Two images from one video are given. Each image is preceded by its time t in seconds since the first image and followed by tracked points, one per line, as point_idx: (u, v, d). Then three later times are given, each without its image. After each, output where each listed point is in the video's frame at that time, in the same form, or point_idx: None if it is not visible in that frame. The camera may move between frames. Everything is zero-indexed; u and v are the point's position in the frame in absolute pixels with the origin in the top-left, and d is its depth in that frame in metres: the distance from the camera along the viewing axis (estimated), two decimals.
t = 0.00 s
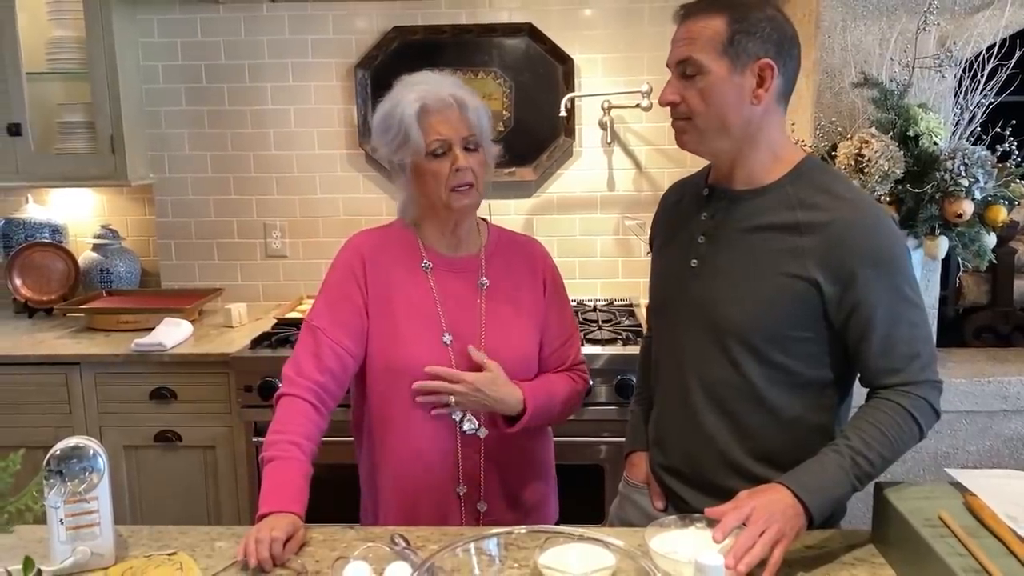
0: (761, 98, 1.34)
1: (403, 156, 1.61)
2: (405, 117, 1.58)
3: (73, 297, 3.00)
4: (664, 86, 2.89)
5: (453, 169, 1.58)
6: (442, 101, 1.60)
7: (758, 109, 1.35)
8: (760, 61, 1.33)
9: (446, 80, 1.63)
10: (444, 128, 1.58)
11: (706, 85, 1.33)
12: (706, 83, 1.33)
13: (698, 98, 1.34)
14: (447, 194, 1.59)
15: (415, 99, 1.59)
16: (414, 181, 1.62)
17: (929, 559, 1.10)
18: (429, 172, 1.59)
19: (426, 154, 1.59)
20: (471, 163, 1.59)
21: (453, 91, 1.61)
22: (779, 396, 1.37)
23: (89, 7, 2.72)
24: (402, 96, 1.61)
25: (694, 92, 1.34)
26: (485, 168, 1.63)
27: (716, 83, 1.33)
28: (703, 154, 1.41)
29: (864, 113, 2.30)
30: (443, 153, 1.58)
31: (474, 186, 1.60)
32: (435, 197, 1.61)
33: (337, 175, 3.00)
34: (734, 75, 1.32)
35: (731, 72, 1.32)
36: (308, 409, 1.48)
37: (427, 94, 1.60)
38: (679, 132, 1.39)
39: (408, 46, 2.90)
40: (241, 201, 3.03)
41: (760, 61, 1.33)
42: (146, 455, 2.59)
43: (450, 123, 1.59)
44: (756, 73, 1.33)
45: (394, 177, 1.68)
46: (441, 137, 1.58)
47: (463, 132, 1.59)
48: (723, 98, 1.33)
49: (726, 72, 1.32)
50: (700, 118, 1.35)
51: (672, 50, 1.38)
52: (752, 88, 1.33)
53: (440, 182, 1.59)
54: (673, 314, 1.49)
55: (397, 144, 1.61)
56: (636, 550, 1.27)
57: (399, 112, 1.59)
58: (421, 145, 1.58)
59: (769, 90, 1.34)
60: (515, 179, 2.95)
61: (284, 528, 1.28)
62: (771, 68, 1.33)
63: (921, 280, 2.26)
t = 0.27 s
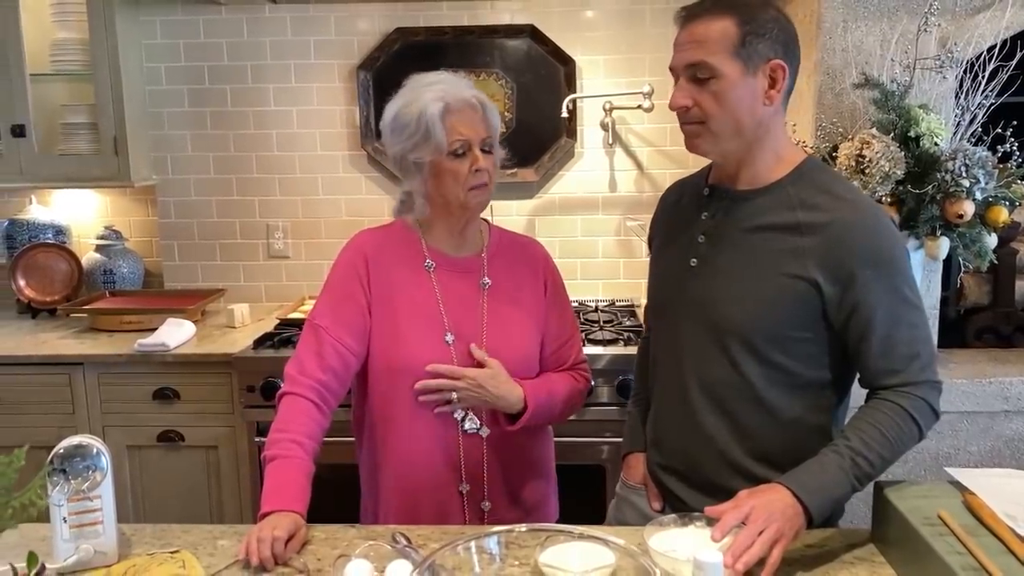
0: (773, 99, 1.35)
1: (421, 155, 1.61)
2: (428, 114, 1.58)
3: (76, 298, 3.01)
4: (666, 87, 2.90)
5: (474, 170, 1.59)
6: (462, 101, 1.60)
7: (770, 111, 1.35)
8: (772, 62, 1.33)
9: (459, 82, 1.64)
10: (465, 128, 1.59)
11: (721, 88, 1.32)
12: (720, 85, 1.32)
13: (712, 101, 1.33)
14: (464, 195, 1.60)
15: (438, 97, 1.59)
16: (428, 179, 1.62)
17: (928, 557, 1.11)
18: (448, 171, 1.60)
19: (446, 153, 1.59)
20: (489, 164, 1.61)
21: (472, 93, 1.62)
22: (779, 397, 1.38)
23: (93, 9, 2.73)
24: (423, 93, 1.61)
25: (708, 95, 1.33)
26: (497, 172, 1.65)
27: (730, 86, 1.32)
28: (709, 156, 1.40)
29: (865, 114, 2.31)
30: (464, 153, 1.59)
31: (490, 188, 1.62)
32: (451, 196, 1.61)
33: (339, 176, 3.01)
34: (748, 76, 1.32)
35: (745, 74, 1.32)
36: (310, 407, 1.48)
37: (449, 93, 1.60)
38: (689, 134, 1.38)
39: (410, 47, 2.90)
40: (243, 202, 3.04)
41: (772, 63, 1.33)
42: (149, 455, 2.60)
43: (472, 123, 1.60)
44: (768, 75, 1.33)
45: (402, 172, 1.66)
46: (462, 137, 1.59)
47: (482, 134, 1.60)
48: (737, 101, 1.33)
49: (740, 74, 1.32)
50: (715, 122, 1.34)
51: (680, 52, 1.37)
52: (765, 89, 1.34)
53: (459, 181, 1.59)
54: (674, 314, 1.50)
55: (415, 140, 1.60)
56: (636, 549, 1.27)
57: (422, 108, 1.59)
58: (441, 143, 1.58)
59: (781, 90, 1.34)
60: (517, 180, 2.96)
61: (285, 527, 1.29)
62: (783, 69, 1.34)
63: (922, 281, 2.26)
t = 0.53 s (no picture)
0: (776, 102, 1.35)
1: (431, 153, 1.61)
2: (441, 112, 1.58)
3: (80, 298, 3.02)
4: (668, 88, 2.90)
5: (483, 171, 1.60)
6: (474, 101, 1.61)
7: (773, 113, 1.36)
8: (775, 66, 1.34)
9: (468, 81, 1.64)
10: (476, 128, 1.59)
11: (726, 93, 1.33)
12: (725, 90, 1.33)
13: (717, 106, 1.33)
14: (472, 195, 1.61)
15: (451, 96, 1.59)
16: (437, 176, 1.62)
17: (927, 555, 1.11)
18: (458, 170, 1.60)
19: (457, 152, 1.59)
20: (497, 166, 1.62)
21: (483, 93, 1.63)
22: (778, 396, 1.38)
23: (97, 11, 2.74)
24: (436, 91, 1.61)
25: (713, 99, 1.33)
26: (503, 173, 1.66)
27: (734, 90, 1.32)
28: (711, 157, 1.40)
29: (866, 115, 2.31)
30: (474, 153, 1.60)
31: (496, 190, 1.63)
32: (459, 195, 1.62)
33: (342, 176, 3.02)
34: (752, 81, 1.33)
35: (749, 79, 1.33)
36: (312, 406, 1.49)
37: (461, 93, 1.60)
38: (694, 138, 1.38)
39: (412, 49, 2.91)
40: (246, 203, 3.05)
41: (774, 66, 1.34)
42: (152, 454, 2.61)
43: (482, 124, 1.60)
44: (770, 78, 1.34)
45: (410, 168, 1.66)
46: (473, 137, 1.59)
47: (491, 135, 1.61)
48: (741, 105, 1.33)
49: (744, 79, 1.32)
50: (721, 126, 1.35)
51: (682, 56, 1.36)
52: (768, 92, 1.35)
53: (468, 181, 1.60)
54: (675, 314, 1.50)
55: (427, 136, 1.60)
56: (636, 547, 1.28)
57: (435, 106, 1.59)
58: (453, 142, 1.59)
59: (784, 93, 1.35)
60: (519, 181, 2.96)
61: (288, 525, 1.29)
62: (785, 72, 1.35)
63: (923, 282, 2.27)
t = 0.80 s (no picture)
0: (774, 104, 1.36)
1: (409, 156, 1.63)
2: (415, 116, 1.61)
3: (84, 298, 3.04)
4: (669, 89, 2.91)
5: (456, 172, 1.61)
6: (451, 103, 1.62)
7: (770, 116, 1.37)
8: (772, 69, 1.35)
9: (456, 84, 1.66)
10: (449, 130, 1.60)
11: (723, 95, 1.33)
12: (723, 93, 1.33)
13: (714, 108, 1.34)
14: (449, 196, 1.62)
15: (426, 100, 1.61)
16: (417, 179, 1.65)
17: (926, 553, 1.12)
18: (433, 172, 1.62)
19: (431, 155, 1.61)
20: (474, 167, 1.62)
21: (463, 95, 1.63)
22: (776, 396, 1.39)
23: (101, 13, 2.76)
24: (413, 95, 1.63)
25: (711, 102, 1.34)
26: (488, 173, 1.65)
27: (732, 92, 1.33)
28: (709, 160, 1.41)
29: (867, 116, 2.32)
30: (448, 155, 1.61)
31: (475, 191, 1.63)
32: (437, 196, 1.63)
33: (344, 178, 3.03)
34: (750, 83, 1.34)
35: (746, 81, 1.34)
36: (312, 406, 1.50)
37: (436, 96, 1.62)
38: (692, 140, 1.39)
39: (415, 50, 2.92)
40: (250, 204, 3.06)
41: (772, 69, 1.35)
42: (156, 454, 2.62)
43: (457, 125, 1.61)
44: (768, 81, 1.35)
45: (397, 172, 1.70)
46: (446, 138, 1.60)
47: (468, 136, 1.61)
48: (738, 107, 1.34)
49: (741, 82, 1.33)
50: (718, 128, 1.36)
51: (681, 59, 1.37)
52: (766, 95, 1.35)
53: (443, 183, 1.61)
54: (674, 313, 1.51)
55: (403, 141, 1.63)
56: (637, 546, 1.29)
57: (410, 111, 1.61)
58: (426, 145, 1.61)
59: (782, 96, 1.36)
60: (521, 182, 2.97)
61: (290, 524, 1.30)
62: (783, 75, 1.35)
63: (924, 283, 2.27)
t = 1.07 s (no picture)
0: (771, 106, 1.37)
1: (390, 160, 1.66)
2: (391, 120, 1.63)
3: (88, 299, 3.05)
4: (670, 91, 2.92)
5: (430, 173, 1.62)
6: (425, 103, 1.62)
7: (768, 117, 1.38)
8: (770, 70, 1.36)
9: (436, 83, 1.66)
10: (423, 131, 1.62)
11: (721, 97, 1.34)
12: (721, 95, 1.34)
13: (712, 110, 1.35)
14: (427, 197, 1.64)
15: (402, 103, 1.64)
16: (403, 181, 1.67)
17: (924, 551, 1.13)
18: (412, 174, 1.64)
19: (409, 157, 1.63)
20: (450, 166, 1.62)
21: (438, 94, 1.64)
22: (775, 395, 1.40)
23: (106, 15, 2.77)
24: (392, 98, 1.66)
25: (709, 103, 1.35)
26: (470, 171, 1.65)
27: (730, 94, 1.34)
28: (709, 162, 1.42)
29: (868, 117, 2.33)
30: (424, 156, 1.62)
31: (452, 190, 1.63)
32: (419, 197, 1.65)
33: (347, 179, 3.04)
34: (748, 85, 1.35)
35: (744, 83, 1.34)
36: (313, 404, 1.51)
37: (411, 97, 1.63)
38: (691, 141, 1.40)
39: (417, 52, 2.93)
40: (253, 205, 3.07)
41: (770, 71, 1.36)
42: (159, 453, 2.63)
43: (430, 125, 1.62)
44: (766, 83, 1.36)
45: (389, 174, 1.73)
46: (420, 140, 1.62)
47: (443, 136, 1.62)
48: (736, 109, 1.35)
49: (740, 83, 1.34)
50: (715, 129, 1.37)
51: (681, 61, 1.38)
52: (764, 97, 1.36)
53: (420, 184, 1.63)
54: (673, 313, 1.52)
55: (383, 145, 1.66)
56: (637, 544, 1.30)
57: (387, 115, 1.64)
58: (403, 148, 1.63)
59: (780, 97, 1.37)
60: (523, 183, 2.99)
61: (293, 521, 1.31)
62: (781, 77, 1.36)
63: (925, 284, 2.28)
